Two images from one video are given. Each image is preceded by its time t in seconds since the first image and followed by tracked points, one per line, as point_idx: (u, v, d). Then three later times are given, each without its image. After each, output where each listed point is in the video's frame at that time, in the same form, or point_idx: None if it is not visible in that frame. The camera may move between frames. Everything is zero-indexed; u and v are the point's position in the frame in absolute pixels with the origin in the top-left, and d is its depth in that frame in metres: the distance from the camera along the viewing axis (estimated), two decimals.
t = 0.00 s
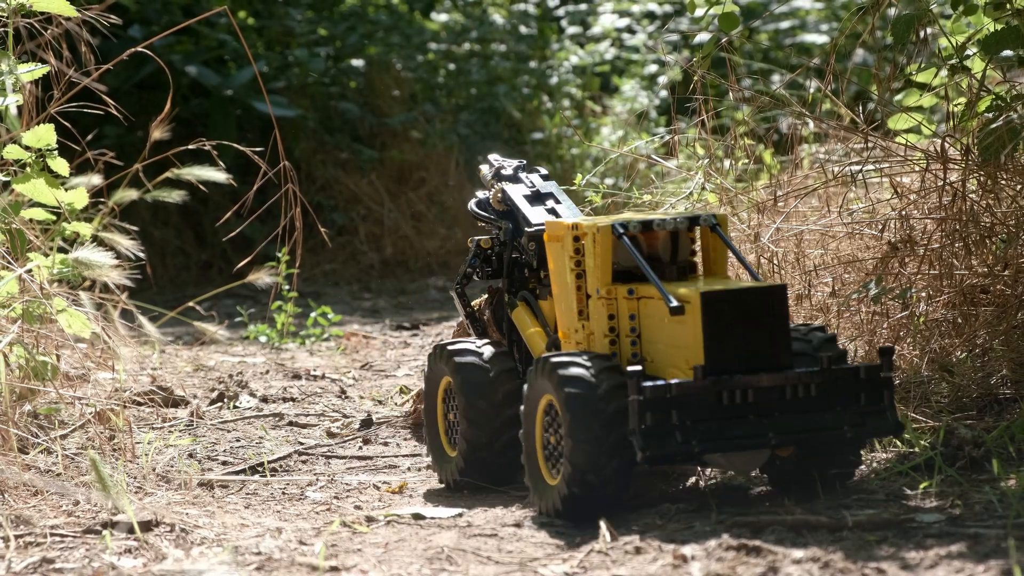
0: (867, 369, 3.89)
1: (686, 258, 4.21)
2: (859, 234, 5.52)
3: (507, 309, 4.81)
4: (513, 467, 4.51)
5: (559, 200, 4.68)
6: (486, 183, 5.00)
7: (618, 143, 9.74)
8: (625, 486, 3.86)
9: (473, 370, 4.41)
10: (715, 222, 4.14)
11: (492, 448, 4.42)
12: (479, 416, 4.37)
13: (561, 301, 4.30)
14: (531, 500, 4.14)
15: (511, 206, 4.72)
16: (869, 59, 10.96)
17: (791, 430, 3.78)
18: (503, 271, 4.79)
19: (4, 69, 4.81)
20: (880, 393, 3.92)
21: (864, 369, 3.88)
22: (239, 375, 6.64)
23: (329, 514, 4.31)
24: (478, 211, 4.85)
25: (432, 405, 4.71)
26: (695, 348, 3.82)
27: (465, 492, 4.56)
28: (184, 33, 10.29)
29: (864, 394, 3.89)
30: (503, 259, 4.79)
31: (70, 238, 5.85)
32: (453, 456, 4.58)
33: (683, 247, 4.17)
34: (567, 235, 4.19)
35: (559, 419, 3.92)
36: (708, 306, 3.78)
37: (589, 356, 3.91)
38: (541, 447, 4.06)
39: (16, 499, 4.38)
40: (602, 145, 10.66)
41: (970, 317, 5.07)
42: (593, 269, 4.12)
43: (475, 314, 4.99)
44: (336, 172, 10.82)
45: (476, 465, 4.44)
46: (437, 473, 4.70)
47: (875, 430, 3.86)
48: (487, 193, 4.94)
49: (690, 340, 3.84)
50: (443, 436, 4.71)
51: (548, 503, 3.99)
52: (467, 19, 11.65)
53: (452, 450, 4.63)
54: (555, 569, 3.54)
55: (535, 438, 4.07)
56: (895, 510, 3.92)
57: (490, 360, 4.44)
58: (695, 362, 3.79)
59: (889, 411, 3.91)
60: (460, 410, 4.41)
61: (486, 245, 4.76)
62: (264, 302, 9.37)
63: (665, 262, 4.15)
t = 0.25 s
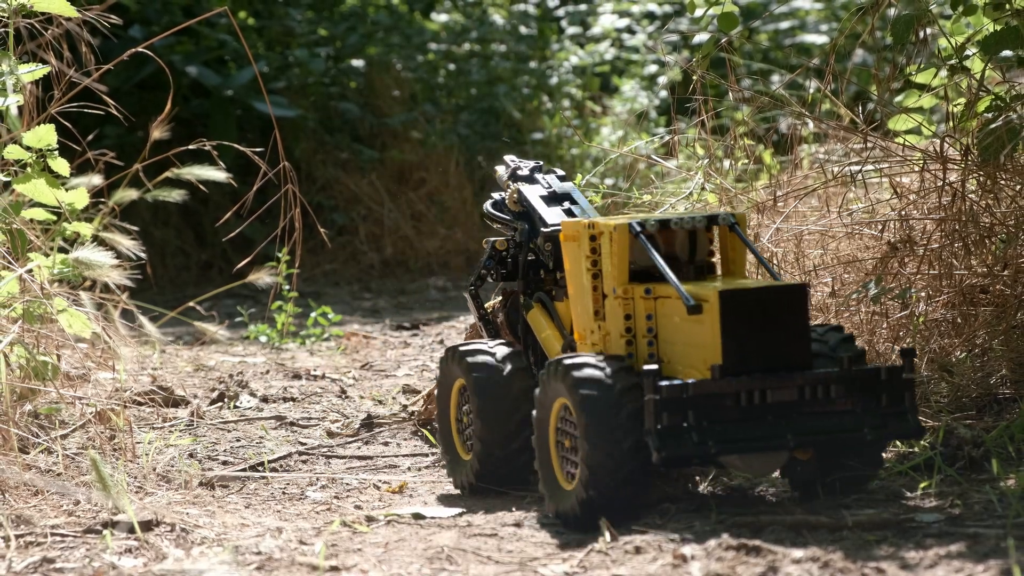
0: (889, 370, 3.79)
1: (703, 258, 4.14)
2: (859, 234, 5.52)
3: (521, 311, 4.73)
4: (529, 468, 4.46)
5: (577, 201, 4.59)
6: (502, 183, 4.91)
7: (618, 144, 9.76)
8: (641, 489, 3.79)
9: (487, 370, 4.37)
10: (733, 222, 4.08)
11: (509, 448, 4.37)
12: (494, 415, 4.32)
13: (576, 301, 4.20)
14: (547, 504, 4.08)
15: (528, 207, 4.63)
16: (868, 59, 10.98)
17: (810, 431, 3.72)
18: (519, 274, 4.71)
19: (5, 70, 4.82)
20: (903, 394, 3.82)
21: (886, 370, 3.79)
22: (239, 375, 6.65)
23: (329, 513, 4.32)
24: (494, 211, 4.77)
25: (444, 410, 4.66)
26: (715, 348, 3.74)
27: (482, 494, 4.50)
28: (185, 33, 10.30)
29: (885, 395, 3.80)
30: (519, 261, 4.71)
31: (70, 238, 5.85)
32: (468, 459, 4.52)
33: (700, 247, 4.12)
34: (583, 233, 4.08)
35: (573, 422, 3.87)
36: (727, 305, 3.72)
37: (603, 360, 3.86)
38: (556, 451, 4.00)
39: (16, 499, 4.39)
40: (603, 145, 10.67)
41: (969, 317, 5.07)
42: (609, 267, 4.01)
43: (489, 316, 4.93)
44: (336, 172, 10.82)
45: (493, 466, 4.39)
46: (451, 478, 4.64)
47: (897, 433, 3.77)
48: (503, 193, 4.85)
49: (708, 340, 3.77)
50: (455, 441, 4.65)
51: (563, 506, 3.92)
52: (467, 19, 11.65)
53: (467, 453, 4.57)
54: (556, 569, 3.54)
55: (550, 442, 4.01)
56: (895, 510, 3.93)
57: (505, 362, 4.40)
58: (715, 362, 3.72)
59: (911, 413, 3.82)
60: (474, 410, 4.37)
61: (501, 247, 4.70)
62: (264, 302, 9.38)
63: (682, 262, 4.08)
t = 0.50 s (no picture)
0: (913, 373, 3.75)
1: (724, 258, 4.10)
2: (858, 234, 5.52)
3: (536, 311, 4.69)
4: (545, 469, 4.40)
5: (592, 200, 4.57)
6: (518, 182, 4.90)
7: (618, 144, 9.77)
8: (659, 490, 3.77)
9: (499, 371, 4.31)
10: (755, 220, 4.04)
11: (523, 450, 4.32)
12: (507, 418, 4.27)
13: (594, 300, 4.17)
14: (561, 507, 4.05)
15: (543, 204, 4.61)
16: (868, 59, 11.01)
17: (831, 433, 3.70)
18: (534, 272, 4.69)
19: (5, 70, 4.83)
20: (926, 398, 3.78)
21: (910, 373, 3.75)
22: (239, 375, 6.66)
23: (329, 513, 4.33)
24: (509, 210, 4.77)
25: (458, 411, 4.61)
26: (735, 347, 3.70)
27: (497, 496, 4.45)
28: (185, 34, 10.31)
29: (908, 399, 3.77)
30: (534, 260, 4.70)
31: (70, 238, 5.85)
32: (482, 461, 4.47)
33: (721, 246, 4.07)
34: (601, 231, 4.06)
35: (588, 422, 3.82)
36: (750, 305, 3.67)
37: (621, 359, 3.81)
38: (571, 452, 3.96)
39: (17, 498, 4.39)
40: (603, 145, 10.68)
41: (969, 317, 5.07)
42: (627, 266, 3.98)
43: (502, 316, 4.90)
44: (337, 172, 10.83)
45: (507, 468, 4.33)
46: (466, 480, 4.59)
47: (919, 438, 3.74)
48: (519, 191, 4.86)
49: (728, 340, 3.73)
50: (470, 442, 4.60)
51: (578, 508, 3.89)
52: (467, 20, 11.66)
53: (481, 455, 4.52)
54: (556, 569, 3.55)
55: (565, 443, 3.97)
56: (895, 510, 3.93)
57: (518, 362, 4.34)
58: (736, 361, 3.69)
59: (934, 417, 3.78)
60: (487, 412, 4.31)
61: (515, 245, 4.67)
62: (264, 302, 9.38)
63: (703, 261, 4.05)
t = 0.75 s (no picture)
0: (934, 366, 3.66)
1: (740, 254, 4.09)
2: (858, 234, 5.52)
3: (552, 314, 4.63)
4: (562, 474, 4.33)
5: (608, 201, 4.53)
6: (532, 184, 4.86)
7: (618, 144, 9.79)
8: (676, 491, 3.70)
9: (516, 375, 4.24)
10: (773, 214, 4.01)
11: (540, 455, 4.24)
12: (524, 422, 4.20)
13: (608, 298, 4.11)
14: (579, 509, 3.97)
15: (558, 206, 4.57)
16: (867, 60, 11.03)
17: (853, 430, 3.61)
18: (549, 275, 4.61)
19: (6, 71, 4.84)
20: (949, 392, 3.69)
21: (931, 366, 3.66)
22: (240, 375, 6.66)
23: (330, 513, 4.34)
24: (523, 211, 4.72)
25: (472, 415, 4.53)
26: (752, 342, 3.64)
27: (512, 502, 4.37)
28: (185, 34, 10.31)
29: (931, 392, 3.67)
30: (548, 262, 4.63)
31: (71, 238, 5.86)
32: (497, 466, 4.39)
33: (738, 241, 4.08)
34: (614, 227, 4.01)
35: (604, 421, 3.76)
36: (766, 299, 3.60)
37: (637, 359, 3.76)
38: (586, 453, 3.90)
39: (17, 498, 4.40)
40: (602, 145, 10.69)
41: (968, 317, 5.08)
42: (642, 262, 3.94)
43: (517, 321, 4.83)
44: (337, 173, 10.84)
45: (523, 474, 4.27)
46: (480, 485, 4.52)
47: (941, 433, 3.65)
48: (533, 193, 4.81)
49: (746, 335, 3.66)
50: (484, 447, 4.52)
51: (595, 510, 3.81)
52: (467, 20, 11.66)
53: (496, 460, 4.45)
54: (555, 568, 3.56)
55: (579, 444, 3.92)
56: (894, 510, 3.94)
57: (533, 365, 4.27)
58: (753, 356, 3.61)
59: (956, 411, 3.69)
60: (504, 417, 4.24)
61: (530, 248, 4.62)
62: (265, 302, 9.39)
63: (718, 257, 4.04)
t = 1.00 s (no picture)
0: (964, 364, 3.62)
1: (762, 251, 4.05)
2: (858, 234, 5.53)
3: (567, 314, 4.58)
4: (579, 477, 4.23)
5: (622, 199, 4.49)
6: (546, 183, 4.83)
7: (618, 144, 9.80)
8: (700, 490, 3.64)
9: (530, 375, 4.16)
10: (796, 211, 4.00)
11: (556, 456, 4.15)
12: (538, 424, 4.12)
13: (628, 297, 4.04)
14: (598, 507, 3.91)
15: (571, 203, 4.53)
16: (867, 60, 11.04)
17: (882, 428, 3.57)
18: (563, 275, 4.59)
19: (6, 71, 4.84)
20: (979, 391, 3.65)
21: (961, 364, 3.62)
22: (240, 375, 6.67)
23: (330, 513, 4.34)
24: (536, 211, 4.70)
25: (488, 418, 4.47)
26: (778, 339, 3.62)
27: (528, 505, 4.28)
28: (186, 34, 10.32)
29: (959, 391, 3.63)
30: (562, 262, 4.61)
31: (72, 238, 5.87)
32: (513, 469, 4.31)
33: (760, 238, 4.04)
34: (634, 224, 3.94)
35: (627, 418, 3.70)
36: (793, 294, 3.58)
37: (659, 354, 3.68)
38: (607, 450, 3.85)
39: (18, 498, 4.41)
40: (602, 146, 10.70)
41: (967, 317, 5.09)
42: (663, 260, 3.87)
43: (531, 321, 4.81)
44: (337, 173, 10.84)
45: (538, 475, 4.18)
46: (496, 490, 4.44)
47: (971, 432, 3.61)
48: (547, 192, 4.78)
49: (771, 332, 3.64)
50: (501, 450, 4.45)
51: (615, 508, 3.76)
52: (467, 20, 11.66)
53: (513, 462, 4.37)
54: (556, 568, 3.56)
55: (601, 441, 3.86)
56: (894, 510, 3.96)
57: (549, 365, 4.19)
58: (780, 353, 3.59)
59: (986, 409, 3.65)
60: (519, 416, 4.16)
61: (545, 247, 4.61)
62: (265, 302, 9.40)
63: (740, 254, 4.00)
